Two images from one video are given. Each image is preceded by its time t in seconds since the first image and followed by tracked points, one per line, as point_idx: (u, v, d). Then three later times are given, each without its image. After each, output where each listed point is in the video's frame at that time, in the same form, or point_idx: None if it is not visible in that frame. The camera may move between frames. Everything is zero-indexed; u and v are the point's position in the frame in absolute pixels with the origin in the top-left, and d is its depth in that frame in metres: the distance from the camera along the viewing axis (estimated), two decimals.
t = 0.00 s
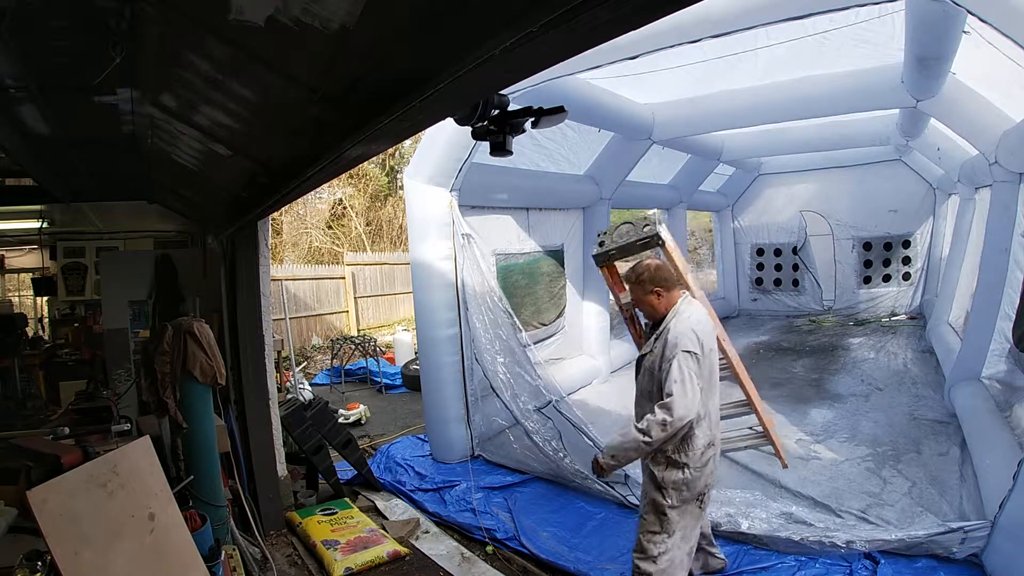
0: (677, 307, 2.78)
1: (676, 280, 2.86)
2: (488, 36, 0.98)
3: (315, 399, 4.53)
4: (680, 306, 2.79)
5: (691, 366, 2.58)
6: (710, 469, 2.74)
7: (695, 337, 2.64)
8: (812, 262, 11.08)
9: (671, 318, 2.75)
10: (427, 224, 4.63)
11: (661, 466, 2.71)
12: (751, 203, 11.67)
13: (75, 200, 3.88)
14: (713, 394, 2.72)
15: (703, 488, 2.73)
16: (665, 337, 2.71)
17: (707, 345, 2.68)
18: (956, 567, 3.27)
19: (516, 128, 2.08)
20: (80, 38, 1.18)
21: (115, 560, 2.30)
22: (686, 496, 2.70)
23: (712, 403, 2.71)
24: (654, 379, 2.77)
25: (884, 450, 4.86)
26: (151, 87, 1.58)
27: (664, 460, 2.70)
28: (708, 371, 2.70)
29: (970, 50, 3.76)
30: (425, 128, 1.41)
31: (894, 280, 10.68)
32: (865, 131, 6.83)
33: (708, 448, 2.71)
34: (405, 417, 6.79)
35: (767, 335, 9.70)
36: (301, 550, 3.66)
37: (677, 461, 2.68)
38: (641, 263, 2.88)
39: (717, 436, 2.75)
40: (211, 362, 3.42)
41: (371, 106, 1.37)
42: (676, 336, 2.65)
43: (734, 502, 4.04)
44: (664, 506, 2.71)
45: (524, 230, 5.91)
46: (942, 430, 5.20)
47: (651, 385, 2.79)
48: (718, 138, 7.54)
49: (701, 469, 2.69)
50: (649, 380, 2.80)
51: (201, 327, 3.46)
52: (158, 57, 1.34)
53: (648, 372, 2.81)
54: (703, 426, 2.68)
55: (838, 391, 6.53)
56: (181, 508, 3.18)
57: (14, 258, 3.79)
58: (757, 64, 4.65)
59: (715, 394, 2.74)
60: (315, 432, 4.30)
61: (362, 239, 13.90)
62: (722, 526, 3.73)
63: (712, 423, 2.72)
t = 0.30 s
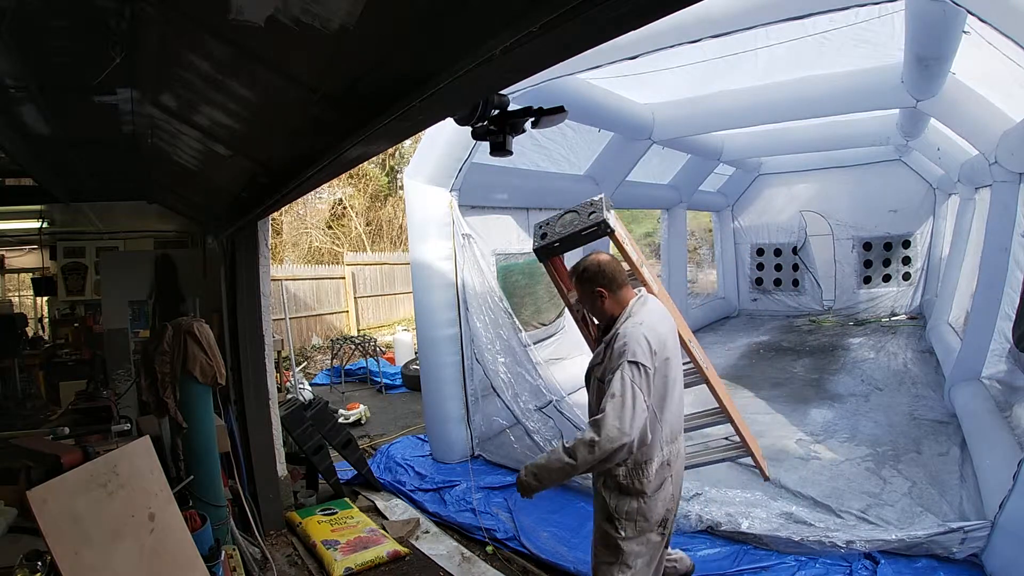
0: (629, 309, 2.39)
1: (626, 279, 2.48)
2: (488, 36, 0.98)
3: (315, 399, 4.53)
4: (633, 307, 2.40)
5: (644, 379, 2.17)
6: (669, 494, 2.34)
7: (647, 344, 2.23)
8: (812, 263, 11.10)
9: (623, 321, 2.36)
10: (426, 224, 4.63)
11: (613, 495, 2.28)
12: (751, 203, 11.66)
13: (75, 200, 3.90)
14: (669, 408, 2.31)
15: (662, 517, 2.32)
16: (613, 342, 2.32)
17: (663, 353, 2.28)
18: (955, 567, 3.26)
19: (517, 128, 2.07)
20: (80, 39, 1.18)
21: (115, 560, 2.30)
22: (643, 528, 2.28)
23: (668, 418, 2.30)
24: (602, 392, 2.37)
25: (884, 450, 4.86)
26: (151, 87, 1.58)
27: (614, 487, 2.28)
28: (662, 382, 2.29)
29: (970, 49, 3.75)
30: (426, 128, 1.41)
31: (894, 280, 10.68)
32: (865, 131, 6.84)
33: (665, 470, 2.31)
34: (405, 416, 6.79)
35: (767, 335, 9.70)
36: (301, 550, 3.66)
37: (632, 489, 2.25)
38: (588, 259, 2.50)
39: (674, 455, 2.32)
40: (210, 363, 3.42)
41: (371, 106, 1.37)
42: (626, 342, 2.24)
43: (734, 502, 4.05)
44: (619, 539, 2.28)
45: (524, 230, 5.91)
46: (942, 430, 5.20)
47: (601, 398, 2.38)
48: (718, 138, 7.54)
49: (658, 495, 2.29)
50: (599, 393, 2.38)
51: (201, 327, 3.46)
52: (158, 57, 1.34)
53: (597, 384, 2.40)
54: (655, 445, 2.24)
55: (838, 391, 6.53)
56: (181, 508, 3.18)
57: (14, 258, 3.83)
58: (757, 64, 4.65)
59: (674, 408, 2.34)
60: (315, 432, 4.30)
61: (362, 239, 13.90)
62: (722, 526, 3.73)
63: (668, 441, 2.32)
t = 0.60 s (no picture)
0: (590, 303, 2.12)
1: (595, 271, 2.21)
2: (488, 37, 0.99)
3: (315, 399, 4.53)
4: (593, 303, 2.13)
5: (599, 378, 1.90)
6: (643, 507, 2.07)
7: (603, 340, 1.96)
8: (812, 263, 11.09)
9: (579, 317, 2.09)
10: (426, 224, 4.63)
11: (578, 508, 2.04)
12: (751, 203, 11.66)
13: (75, 200, 3.91)
14: (632, 410, 2.06)
15: (637, 532, 2.05)
16: (568, 337, 2.05)
17: (621, 351, 2.03)
18: (956, 567, 3.26)
19: (517, 128, 2.07)
20: (80, 39, 1.19)
21: (116, 560, 2.31)
22: (613, 545, 2.01)
23: (632, 421, 2.04)
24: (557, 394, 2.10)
25: (884, 450, 4.86)
26: (151, 87, 1.58)
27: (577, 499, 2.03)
28: (621, 381, 2.03)
29: (970, 50, 3.75)
30: (426, 128, 1.41)
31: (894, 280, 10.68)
32: (865, 131, 6.85)
33: (636, 479, 2.04)
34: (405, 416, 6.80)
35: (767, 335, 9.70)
36: (301, 550, 3.66)
37: (597, 501, 2.00)
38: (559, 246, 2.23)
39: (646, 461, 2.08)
40: (210, 363, 3.42)
41: (372, 106, 1.37)
42: (580, 337, 1.97)
43: (735, 502, 4.05)
44: (587, 557, 2.04)
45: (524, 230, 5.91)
46: (942, 430, 5.20)
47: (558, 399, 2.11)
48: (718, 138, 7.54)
49: (630, 507, 2.03)
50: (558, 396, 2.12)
51: (201, 327, 3.46)
52: (158, 57, 1.34)
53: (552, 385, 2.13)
54: (621, 451, 2.01)
55: (838, 391, 6.53)
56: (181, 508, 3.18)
57: (14, 258, 3.85)
58: (757, 64, 4.65)
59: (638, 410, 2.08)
60: (315, 432, 4.30)
61: (362, 239, 13.91)
62: (721, 525, 3.73)
63: (636, 445, 2.07)
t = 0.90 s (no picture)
0: (550, 301, 2.11)
1: (564, 271, 2.18)
2: (488, 36, 0.99)
3: (315, 399, 4.53)
4: (554, 300, 2.12)
5: (543, 368, 1.89)
6: (584, 511, 2.00)
7: (555, 332, 1.94)
8: (812, 263, 11.09)
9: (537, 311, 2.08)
10: (427, 224, 4.63)
11: (518, 503, 1.99)
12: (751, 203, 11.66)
13: (75, 200, 3.92)
14: (582, 408, 2.00)
15: (573, 538, 1.97)
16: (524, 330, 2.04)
17: (574, 347, 1.99)
18: (956, 567, 3.26)
19: (517, 129, 2.07)
20: (80, 38, 1.18)
21: (116, 560, 2.31)
22: (546, 545, 1.94)
23: (581, 418, 1.99)
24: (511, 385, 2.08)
25: (884, 450, 4.86)
26: (152, 87, 1.58)
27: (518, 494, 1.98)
28: (572, 378, 1.99)
29: (970, 50, 3.75)
30: (426, 128, 1.41)
31: (894, 280, 10.67)
32: (865, 131, 6.85)
33: (579, 481, 1.98)
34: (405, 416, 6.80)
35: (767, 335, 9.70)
36: (301, 550, 3.66)
37: (536, 498, 1.94)
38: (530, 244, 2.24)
39: (592, 463, 2.02)
40: (210, 363, 3.42)
41: (372, 106, 1.37)
42: (533, 327, 1.96)
43: (735, 502, 4.05)
44: (518, 554, 1.98)
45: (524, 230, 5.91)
46: (942, 430, 5.20)
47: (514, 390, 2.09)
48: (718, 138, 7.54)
49: (568, 509, 1.96)
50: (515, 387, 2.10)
51: (201, 327, 3.46)
52: (159, 57, 1.34)
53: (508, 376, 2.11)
54: (566, 447, 1.96)
55: (838, 391, 6.53)
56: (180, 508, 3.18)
57: (14, 258, 3.85)
58: (757, 64, 4.65)
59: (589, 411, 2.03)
60: (315, 432, 4.30)
61: (362, 239, 13.92)
62: (721, 526, 3.73)
63: (583, 446, 2.00)
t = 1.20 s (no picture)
0: (516, 293, 2.25)
1: (529, 266, 2.32)
2: (488, 36, 0.98)
3: (315, 399, 4.54)
4: (519, 292, 2.26)
5: (481, 352, 2.05)
6: (512, 500, 2.03)
7: (501, 322, 2.08)
8: (812, 262, 11.09)
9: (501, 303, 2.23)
10: (427, 224, 4.63)
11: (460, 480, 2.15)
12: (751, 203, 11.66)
13: (74, 200, 3.90)
14: (521, 399, 2.05)
15: (495, 522, 2.02)
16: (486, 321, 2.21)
17: (520, 339, 2.07)
18: (956, 567, 3.26)
19: (517, 128, 2.07)
20: (80, 38, 1.18)
21: (116, 560, 2.30)
22: (471, 521, 2.05)
23: (519, 407, 2.05)
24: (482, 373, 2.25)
25: (884, 450, 4.86)
26: (151, 87, 1.58)
27: (456, 472, 2.14)
28: (517, 369, 2.06)
29: (970, 50, 3.75)
30: (426, 128, 1.41)
31: (894, 280, 10.67)
32: (865, 131, 6.85)
33: (507, 468, 2.04)
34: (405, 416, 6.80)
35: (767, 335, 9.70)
36: (301, 550, 3.66)
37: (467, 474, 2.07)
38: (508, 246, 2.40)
39: (532, 456, 2.04)
40: (210, 363, 3.42)
41: (372, 106, 1.37)
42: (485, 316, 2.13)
43: (734, 502, 4.05)
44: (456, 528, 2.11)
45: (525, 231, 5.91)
46: (942, 430, 5.20)
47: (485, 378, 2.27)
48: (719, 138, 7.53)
49: (492, 491, 2.03)
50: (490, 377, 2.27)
51: (201, 327, 3.46)
52: (158, 57, 1.34)
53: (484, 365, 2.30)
54: (497, 434, 2.04)
55: (838, 391, 6.53)
56: (180, 508, 3.17)
57: (14, 258, 3.88)
58: (757, 64, 4.65)
59: (533, 401, 2.07)
60: (315, 432, 4.31)
61: (362, 239, 13.92)
62: (721, 526, 3.73)
63: (521, 436, 2.05)
